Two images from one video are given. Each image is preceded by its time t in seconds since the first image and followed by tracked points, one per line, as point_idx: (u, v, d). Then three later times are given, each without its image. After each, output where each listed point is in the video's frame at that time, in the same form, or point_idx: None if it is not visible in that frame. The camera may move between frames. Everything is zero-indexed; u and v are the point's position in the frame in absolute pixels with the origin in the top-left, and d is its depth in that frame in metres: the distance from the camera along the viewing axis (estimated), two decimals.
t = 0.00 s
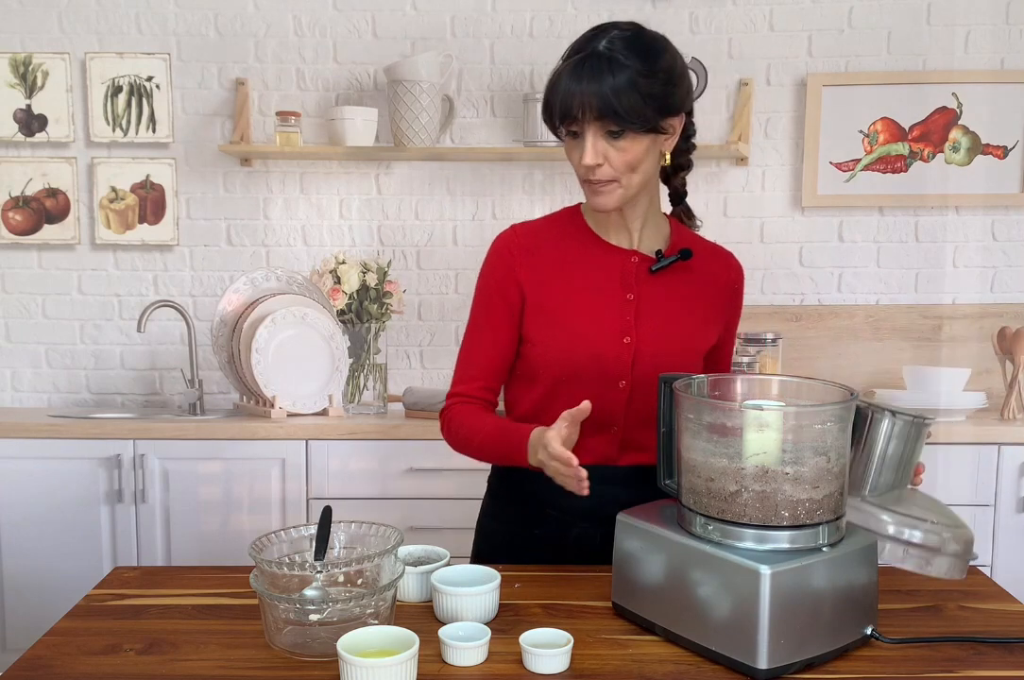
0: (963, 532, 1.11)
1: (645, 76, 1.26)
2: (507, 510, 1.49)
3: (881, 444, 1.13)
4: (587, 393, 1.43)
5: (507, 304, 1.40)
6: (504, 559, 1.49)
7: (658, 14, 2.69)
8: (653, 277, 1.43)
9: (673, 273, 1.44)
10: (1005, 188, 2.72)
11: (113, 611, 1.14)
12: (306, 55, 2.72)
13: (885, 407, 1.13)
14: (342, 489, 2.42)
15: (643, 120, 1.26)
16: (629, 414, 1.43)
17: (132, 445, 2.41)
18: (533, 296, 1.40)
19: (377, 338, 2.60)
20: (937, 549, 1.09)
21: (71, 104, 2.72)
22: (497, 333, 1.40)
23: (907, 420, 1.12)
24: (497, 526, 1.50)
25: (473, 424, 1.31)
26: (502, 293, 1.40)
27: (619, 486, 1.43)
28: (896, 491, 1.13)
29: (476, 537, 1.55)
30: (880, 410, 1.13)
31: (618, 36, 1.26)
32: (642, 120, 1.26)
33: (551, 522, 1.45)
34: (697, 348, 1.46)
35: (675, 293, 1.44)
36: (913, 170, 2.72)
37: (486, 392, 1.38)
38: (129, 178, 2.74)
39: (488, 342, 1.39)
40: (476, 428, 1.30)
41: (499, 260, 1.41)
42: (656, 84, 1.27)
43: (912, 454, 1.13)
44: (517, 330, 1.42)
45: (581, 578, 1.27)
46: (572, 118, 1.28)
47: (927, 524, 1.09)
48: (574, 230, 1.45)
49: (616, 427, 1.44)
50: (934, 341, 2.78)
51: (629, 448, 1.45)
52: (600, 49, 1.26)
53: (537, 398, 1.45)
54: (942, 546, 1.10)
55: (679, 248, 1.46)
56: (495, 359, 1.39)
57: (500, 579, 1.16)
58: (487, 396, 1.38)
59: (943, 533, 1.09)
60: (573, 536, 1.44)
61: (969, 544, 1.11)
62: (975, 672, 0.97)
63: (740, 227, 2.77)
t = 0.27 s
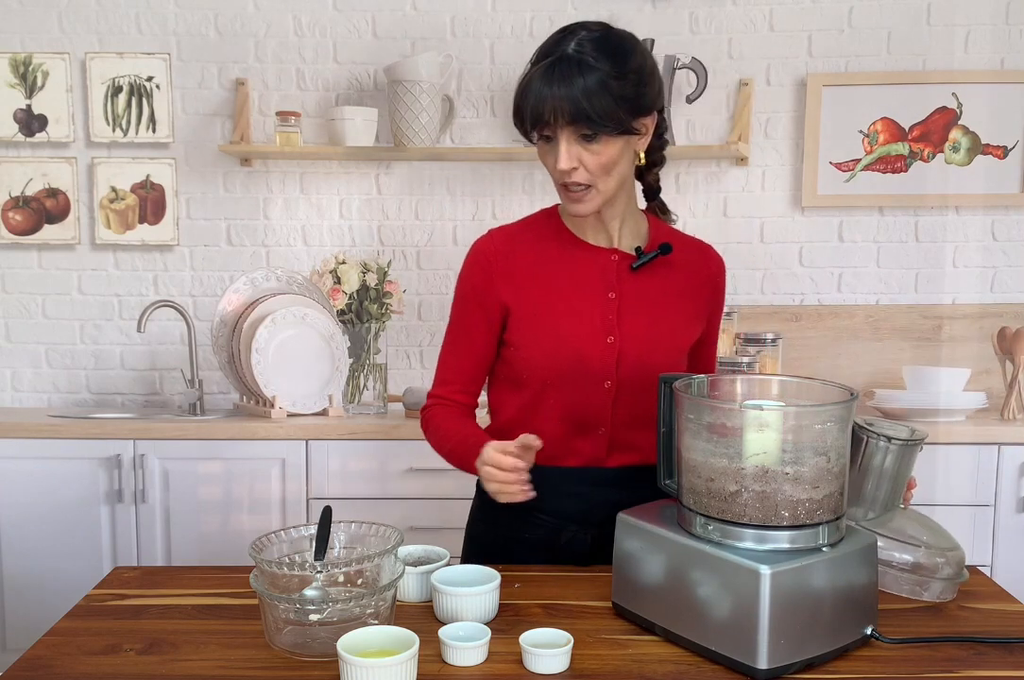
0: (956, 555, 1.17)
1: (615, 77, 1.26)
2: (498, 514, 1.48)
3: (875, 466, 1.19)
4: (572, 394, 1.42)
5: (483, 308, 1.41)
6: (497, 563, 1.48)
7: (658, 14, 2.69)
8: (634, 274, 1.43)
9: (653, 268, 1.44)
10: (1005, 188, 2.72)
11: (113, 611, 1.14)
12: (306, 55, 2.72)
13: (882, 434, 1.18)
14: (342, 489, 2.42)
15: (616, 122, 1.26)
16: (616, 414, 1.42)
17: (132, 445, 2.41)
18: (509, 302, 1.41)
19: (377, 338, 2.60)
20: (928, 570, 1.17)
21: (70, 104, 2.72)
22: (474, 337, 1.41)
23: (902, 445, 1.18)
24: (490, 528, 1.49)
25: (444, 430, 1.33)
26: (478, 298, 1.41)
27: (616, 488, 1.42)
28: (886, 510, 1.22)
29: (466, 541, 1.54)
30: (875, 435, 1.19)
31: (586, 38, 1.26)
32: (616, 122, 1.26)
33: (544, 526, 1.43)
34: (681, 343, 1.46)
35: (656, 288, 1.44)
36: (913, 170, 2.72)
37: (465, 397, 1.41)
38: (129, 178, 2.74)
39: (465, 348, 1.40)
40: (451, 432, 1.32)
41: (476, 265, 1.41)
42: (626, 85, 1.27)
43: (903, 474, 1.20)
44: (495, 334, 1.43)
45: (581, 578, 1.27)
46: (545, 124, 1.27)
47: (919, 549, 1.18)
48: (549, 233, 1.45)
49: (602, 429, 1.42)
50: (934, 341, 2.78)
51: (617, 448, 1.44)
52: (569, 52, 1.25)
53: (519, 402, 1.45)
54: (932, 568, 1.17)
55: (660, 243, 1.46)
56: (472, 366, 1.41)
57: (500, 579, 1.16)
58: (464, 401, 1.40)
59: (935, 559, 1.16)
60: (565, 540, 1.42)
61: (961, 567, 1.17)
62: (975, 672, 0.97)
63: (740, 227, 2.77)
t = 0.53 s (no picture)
0: (956, 552, 1.18)
1: (605, 77, 1.26)
2: (494, 514, 1.47)
3: (877, 463, 1.18)
4: (566, 393, 1.42)
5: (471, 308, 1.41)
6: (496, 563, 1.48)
7: (658, 14, 2.69)
8: (626, 269, 1.44)
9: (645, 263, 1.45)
10: (1005, 188, 2.72)
11: (113, 611, 1.14)
12: (306, 55, 2.72)
13: (888, 429, 1.18)
14: (342, 489, 2.42)
15: (607, 121, 1.27)
16: (609, 412, 1.43)
17: (132, 445, 2.41)
18: (501, 300, 1.41)
19: (377, 338, 2.60)
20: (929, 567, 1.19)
21: (70, 104, 2.72)
22: (459, 336, 1.40)
23: (906, 440, 1.18)
24: (487, 528, 1.48)
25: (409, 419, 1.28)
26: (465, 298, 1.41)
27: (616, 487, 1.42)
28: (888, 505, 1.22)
29: (462, 540, 1.54)
30: (879, 431, 1.18)
31: (575, 39, 1.27)
32: (607, 122, 1.27)
33: (539, 526, 1.43)
34: (674, 338, 1.46)
35: (649, 283, 1.44)
36: (913, 170, 2.72)
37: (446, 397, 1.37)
38: (129, 178, 2.74)
39: (445, 342, 1.38)
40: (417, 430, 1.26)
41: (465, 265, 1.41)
42: (616, 84, 1.27)
43: (905, 470, 1.20)
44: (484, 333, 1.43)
45: (581, 578, 1.27)
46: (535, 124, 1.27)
47: (920, 545, 1.19)
48: (541, 231, 1.45)
49: (595, 428, 1.42)
50: (935, 341, 2.78)
51: (609, 447, 1.43)
52: (558, 52, 1.26)
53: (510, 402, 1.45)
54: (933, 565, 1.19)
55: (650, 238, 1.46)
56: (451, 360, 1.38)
57: (500, 579, 1.16)
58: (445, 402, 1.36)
59: (936, 555, 1.18)
60: (561, 540, 1.42)
61: (961, 563, 1.19)
62: (976, 672, 0.97)
63: (740, 227, 2.77)
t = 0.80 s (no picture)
0: (956, 553, 1.18)
1: (625, 72, 1.26)
2: (491, 515, 1.47)
3: (876, 467, 1.18)
4: (567, 393, 1.42)
5: (469, 295, 1.39)
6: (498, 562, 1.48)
7: (658, 14, 2.69)
8: (630, 273, 1.43)
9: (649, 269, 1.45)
10: (1005, 188, 2.72)
11: (113, 611, 1.14)
12: (306, 55, 2.72)
13: (887, 432, 1.17)
14: (342, 489, 2.41)
15: (622, 117, 1.27)
16: (607, 413, 1.43)
17: (132, 445, 2.41)
18: (505, 295, 1.40)
19: (377, 338, 2.60)
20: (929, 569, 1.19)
21: (70, 104, 2.72)
22: (444, 316, 1.33)
23: (906, 443, 1.17)
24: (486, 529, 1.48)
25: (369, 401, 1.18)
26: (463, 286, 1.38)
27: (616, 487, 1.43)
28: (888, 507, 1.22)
29: (460, 540, 1.55)
30: (878, 433, 1.18)
31: (596, 33, 1.27)
32: (622, 117, 1.27)
33: (535, 526, 1.43)
34: (675, 342, 1.46)
35: (651, 286, 1.45)
36: (913, 170, 2.72)
37: (410, 382, 1.27)
38: (129, 178, 2.74)
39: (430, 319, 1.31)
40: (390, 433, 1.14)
41: (469, 256, 1.40)
42: (636, 80, 1.28)
43: (904, 472, 1.20)
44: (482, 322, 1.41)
45: (581, 578, 1.27)
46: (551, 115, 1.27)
47: (920, 547, 1.19)
48: (547, 229, 1.45)
49: (593, 428, 1.42)
50: (935, 341, 2.78)
51: (608, 448, 1.44)
52: (579, 45, 1.26)
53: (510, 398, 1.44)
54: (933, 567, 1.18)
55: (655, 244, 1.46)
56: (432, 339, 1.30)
57: (500, 579, 1.16)
58: (408, 387, 1.27)
59: (936, 557, 1.18)
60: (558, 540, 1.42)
61: (961, 565, 1.19)
62: (975, 672, 0.97)
63: (740, 227, 2.77)
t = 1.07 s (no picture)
0: (959, 540, 1.20)
1: (640, 70, 1.27)
2: (491, 516, 1.47)
3: (879, 455, 1.19)
4: (571, 394, 1.41)
5: (478, 292, 1.35)
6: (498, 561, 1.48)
7: (658, 14, 2.69)
8: (635, 275, 1.43)
9: (653, 272, 1.45)
10: (1005, 188, 2.72)
11: (113, 611, 1.14)
12: (306, 55, 2.72)
13: (887, 420, 1.18)
14: (342, 490, 2.41)
15: (637, 115, 1.27)
16: (611, 415, 1.43)
17: (132, 445, 2.41)
18: (513, 294, 1.38)
19: (378, 338, 2.60)
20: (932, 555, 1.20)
21: (70, 104, 2.72)
22: (453, 312, 1.29)
23: (907, 431, 1.18)
24: (486, 529, 1.48)
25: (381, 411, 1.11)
26: (472, 282, 1.35)
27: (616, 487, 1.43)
28: (889, 495, 1.22)
29: (459, 541, 1.54)
30: (879, 422, 1.19)
31: (612, 30, 1.27)
32: (637, 115, 1.27)
33: (538, 527, 1.43)
34: (677, 344, 1.47)
35: (656, 289, 1.45)
36: (913, 170, 2.72)
37: (422, 376, 1.22)
38: (129, 178, 2.74)
39: (442, 315, 1.26)
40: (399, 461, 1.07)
41: (479, 252, 1.37)
42: (651, 78, 1.28)
43: (905, 460, 1.20)
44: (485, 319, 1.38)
45: (581, 578, 1.27)
46: (566, 110, 1.27)
47: (924, 534, 1.20)
48: (554, 228, 1.44)
49: (597, 430, 1.42)
50: (935, 341, 2.78)
51: (612, 448, 1.45)
52: (595, 42, 1.26)
53: (514, 399, 1.43)
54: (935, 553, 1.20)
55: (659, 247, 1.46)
56: (444, 335, 1.26)
57: (500, 579, 1.16)
58: (419, 381, 1.21)
59: (942, 543, 1.20)
60: (560, 542, 1.42)
61: (964, 551, 1.21)
62: (976, 672, 0.97)
63: (740, 227, 2.77)
